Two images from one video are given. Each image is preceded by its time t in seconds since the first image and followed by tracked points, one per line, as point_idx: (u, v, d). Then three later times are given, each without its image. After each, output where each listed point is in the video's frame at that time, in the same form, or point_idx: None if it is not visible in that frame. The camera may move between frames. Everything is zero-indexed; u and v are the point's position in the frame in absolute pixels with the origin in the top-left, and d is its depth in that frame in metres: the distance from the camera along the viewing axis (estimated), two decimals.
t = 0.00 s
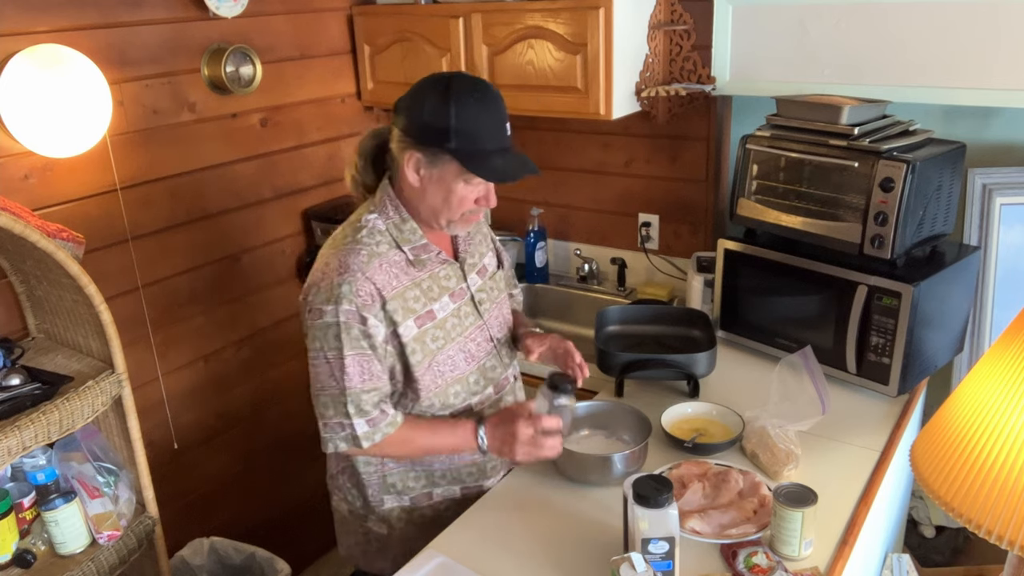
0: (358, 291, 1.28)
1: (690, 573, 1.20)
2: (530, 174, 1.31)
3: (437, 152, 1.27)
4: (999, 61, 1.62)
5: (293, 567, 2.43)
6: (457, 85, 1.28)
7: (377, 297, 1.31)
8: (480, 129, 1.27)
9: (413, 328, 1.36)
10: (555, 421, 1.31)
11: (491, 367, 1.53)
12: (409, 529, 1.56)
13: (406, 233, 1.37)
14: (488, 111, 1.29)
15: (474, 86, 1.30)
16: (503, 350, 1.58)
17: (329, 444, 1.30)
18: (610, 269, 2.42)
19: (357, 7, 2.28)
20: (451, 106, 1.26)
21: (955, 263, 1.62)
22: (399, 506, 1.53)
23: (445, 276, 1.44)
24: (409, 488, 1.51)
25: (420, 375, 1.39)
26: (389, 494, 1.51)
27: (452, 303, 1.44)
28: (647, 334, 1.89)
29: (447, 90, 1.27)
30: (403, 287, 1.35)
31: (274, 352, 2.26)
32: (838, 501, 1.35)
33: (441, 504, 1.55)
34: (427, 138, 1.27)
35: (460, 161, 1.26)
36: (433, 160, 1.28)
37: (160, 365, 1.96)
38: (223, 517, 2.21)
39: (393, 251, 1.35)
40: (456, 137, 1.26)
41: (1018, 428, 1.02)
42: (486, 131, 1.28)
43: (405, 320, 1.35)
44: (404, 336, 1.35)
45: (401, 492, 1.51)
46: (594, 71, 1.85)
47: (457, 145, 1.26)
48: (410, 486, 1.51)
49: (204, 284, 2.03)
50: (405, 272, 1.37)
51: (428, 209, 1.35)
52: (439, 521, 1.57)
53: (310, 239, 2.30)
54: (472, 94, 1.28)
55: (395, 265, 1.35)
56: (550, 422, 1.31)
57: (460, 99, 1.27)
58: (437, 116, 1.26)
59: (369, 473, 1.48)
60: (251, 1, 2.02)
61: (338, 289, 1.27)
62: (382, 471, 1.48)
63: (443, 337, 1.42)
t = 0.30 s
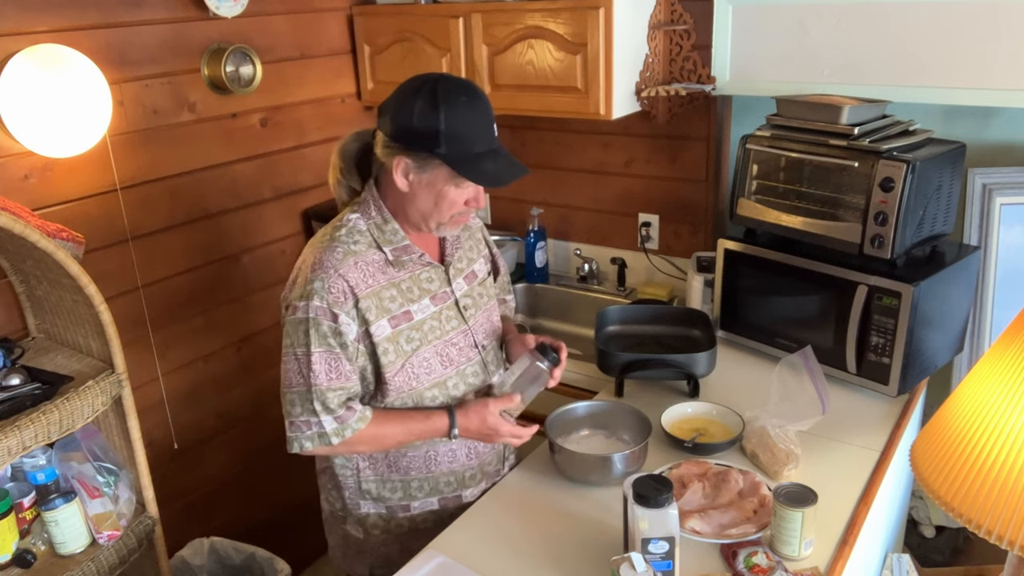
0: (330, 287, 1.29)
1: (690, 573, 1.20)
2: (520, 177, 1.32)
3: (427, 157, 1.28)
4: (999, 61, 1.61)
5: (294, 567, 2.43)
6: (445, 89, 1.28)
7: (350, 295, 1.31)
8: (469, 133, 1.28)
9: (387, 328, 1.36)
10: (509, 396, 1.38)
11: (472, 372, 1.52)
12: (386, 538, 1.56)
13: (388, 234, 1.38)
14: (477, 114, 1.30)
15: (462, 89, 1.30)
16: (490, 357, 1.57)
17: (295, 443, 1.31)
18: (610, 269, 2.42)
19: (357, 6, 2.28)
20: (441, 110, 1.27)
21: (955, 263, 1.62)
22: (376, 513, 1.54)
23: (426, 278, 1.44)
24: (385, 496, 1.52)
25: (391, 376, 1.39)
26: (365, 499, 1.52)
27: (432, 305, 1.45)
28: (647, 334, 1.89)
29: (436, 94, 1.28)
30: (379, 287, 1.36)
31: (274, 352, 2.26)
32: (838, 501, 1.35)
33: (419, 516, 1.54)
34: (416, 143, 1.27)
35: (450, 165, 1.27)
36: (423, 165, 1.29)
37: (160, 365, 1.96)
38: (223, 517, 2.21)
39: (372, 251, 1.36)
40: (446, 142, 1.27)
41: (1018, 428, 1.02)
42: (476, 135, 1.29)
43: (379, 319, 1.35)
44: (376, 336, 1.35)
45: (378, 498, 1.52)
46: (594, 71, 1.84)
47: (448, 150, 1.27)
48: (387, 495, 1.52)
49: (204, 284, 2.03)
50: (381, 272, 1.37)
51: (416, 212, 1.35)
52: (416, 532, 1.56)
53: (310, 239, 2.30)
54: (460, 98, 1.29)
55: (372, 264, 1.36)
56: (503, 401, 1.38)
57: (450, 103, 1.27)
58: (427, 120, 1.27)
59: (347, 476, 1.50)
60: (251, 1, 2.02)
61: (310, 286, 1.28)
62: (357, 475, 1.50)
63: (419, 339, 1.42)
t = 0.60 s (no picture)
0: (336, 289, 1.29)
1: (690, 573, 1.20)
2: (520, 174, 1.33)
3: (428, 155, 1.28)
4: (999, 61, 1.61)
5: (293, 567, 2.43)
6: (445, 87, 1.29)
7: (355, 295, 1.31)
8: (469, 131, 1.28)
9: (393, 328, 1.36)
10: (521, 397, 1.43)
11: (477, 369, 1.53)
12: (392, 539, 1.56)
13: (388, 234, 1.38)
14: (477, 112, 1.30)
15: (461, 87, 1.30)
16: (492, 355, 1.58)
17: (309, 446, 1.31)
18: (610, 269, 2.42)
19: (357, 7, 2.28)
20: (441, 109, 1.27)
21: (955, 263, 1.62)
22: (384, 513, 1.53)
23: (428, 278, 1.44)
24: (394, 495, 1.51)
25: (400, 375, 1.39)
26: (374, 499, 1.52)
27: (435, 304, 1.45)
28: (648, 334, 1.89)
29: (436, 93, 1.28)
30: (383, 286, 1.36)
31: (274, 351, 2.26)
32: (838, 501, 1.35)
33: (427, 515, 1.54)
34: (416, 141, 1.27)
35: (451, 164, 1.27)
36: (424, 163, 1.29)
37: (160, 365, 1.96)
38: (223, 517, 2.21)
39: (374, 251, 1.36)
40: (446, 141, 1.27)
41: (1018, 428, 1.02)
42: (476, 132, 1.29)
43: (385, 319, 1.35)
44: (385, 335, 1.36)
45: (386, 498, 1.51)
46: (594, 71, 1.84)
47: (448, 148, 1.27)
48: (395, 494, 1.51)
49: (204, 284, 2.03)
50: (384, 272, 1.37)
51: (416, 211, 1.36)
52: (424, 531, 1.56)
53: (310, 239, 2.30)
54: (460, 97, 1.29)
55: (375, 264, 1.36)
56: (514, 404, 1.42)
57: (450, 101, 1.27)
58: (428, 119, 1.27)
59: (355, 476, 1.50)
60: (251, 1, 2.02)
61: (316, 288, 1.28)
62: (366, 475, 1.49)
63: (424, 338, 1.42)
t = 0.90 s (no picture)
0: (351, 283, 1.29)
1: (690, 573, 1.20)
2: (534, 171, 1.34)
3: (444, 151, 1.28)
4: (999, 61, 1.61)
5: (293, 568, 2.43)
6: (461, 85, 1.29)
7: (370, 290, 1.32)
8: (486, 128, 1.29)
9: (406, 323, 1.37)
10: (529, 391, 1.44)
11: (485, 365, 1.53)
12: (400, 534, 1.57)
13: (400, 230, 1.39)
14: (493, 110, 1.31)
15: (478, 85, 1.31)
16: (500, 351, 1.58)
17: (324, 441, 1.31)
18: (610, 269, 2.42)
19: (357, 6, 2.28)
20: (459, 106, 1.27)
21: (955, 263, 1.62)
22: (392, 508, 1.54)
23: (438, 274, 1.45)
24: (401, 491, 1.52)
25: (412, 368, 1.39)
26: (382, 494, 1.52)
27: (445, 300, 1.45)
28: (647, 334, 1.88)
29: (453, 91, 1.28)
30: (396, 282, 1.37)
31: (274, 352, 2.26)
32: (838, 501, 1.35)
33: (434, 510, 1.54)
34: (434, 138, 1.27)
35: (467, 160, 1.28)
36: (439, 160, 1.29)
37: (160, 365, 1.96)
38: (222, 517, 2.21)
39: (386, 247, 1.37)
40: (464, 138, 1.27)
41: (1018, 428, 1.02)
42: (492, 130, 1.30)
43: (398, 313, 1.36)
44: (397, 330, 1.36)
45: (394, 493, 1.52)
46: (594, 71, 1.84)
47: (465, 145, 1.28)
48: (403, 490, 1.51)
49: (204, 284, 2.03)
50: (397, 267, 1.38)
51: (430, 207, 1.36)
52: (431, 527, 1.56)
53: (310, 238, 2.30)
54: (477, 94, 1.29)
55: (388, 260, 1.36)
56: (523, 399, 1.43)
57: (468, 99, 1.28)
58: (445, 116, 1.27)
59: (363, 471, 1.51)
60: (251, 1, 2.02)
61: (332, 282, 1.28)
62: (374, 471, 1.50)
63: (436, 333, 1.43)
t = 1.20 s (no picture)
0: (363, 277, 1.30)
1: (690, 573, 1.20)
2: (550, 172, 1.34)
3: (462, 148, 1.29)
4: (999, 61, 1.61)
5: (293, 567, 2.43)
6: (479, 85, 1.30)
7: (381, 284, 1.33)
8: (505, 127, 1.30)
9: (415, 318, 1.38)
10: (532, 388, 1.44)
11: (492, 362, 1.54)
12: (405, 526, 1.58)
13: (413, 226, 1.39)
14: (512, 110, 1.31)
15: (497, 86, 1.32)
16: (507, 348, 1.58)
17: (328, 430, 1.32)
18: (610, 269, 2.42)
19: (357, 7, 2.28)
20: (478, 105, 1.28)
21: (955, 263, 1.62)
22: (396, 500, 1.55)
23: (449, 270, 1.45)
24: (406, 483, 1.52)
25: (419, 364, 1.40)
26: (386, 486, 1.53)
27: (455, 296, 1.45)
28: (648, 334, 1.88)
29: (473, 90, 1.29)
30: (407, 277, 1.37)
31: (274, 352, 2.26)
32: (838, 501, 1.35)
33: (438, 503, 1.55)
34: (452, 135, 1.28)
35: (485, 158, 1.28)
36: (457, 157, 1.29)
37: (160, 365, 1.96)
38: (223, 517, 2.21)
39: (399, 242, 1.37)
40: (482, 136, 1.28)
41: (1018, 428, 1.02)
42: (510, 130, 1.31)
43: (408, 308, 1.37)
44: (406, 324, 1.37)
45: (399, 485, 1.52)
46: (594, 71, 1.84)
47: (483, 143, 1.28)
48: (408, 482, 1.52)
49: (204, 284, 2.03)
50: (409, 263, 1.38)
51: (444, 203, 1.36)
52: (435, 520, 1.57)
53: (310, 238, 2.30)
54: (495, 94, 1.30)
55: (400, 255, 1.37)
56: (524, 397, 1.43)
57: (487, 99, 1.29)
58: (465, 114, 1.28)
59: (369, 462, 1.52)
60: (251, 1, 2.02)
61: (344, 275, 1.29)
62: (380, 462, 1.50)
63: (445, 329, 1.43)
